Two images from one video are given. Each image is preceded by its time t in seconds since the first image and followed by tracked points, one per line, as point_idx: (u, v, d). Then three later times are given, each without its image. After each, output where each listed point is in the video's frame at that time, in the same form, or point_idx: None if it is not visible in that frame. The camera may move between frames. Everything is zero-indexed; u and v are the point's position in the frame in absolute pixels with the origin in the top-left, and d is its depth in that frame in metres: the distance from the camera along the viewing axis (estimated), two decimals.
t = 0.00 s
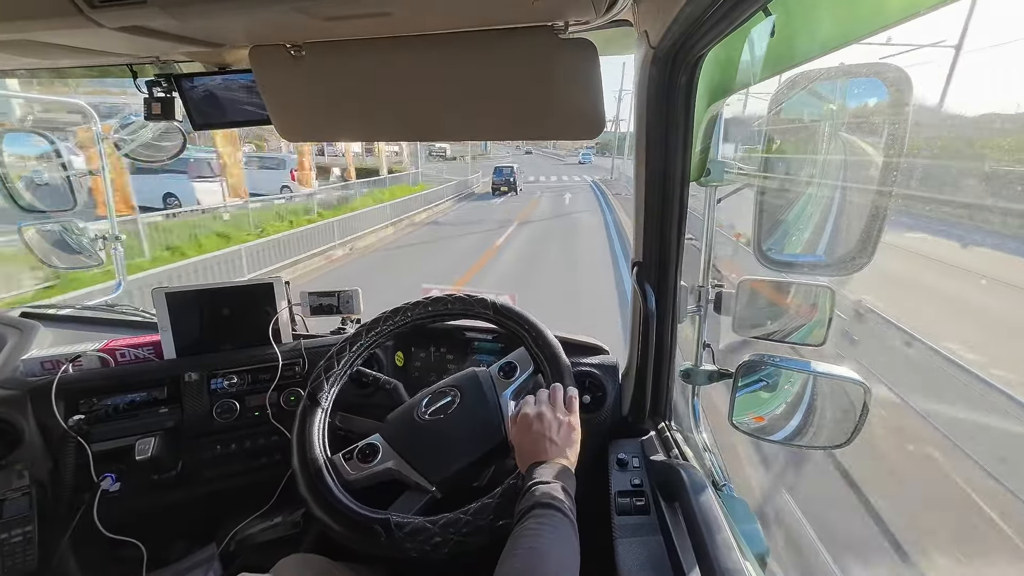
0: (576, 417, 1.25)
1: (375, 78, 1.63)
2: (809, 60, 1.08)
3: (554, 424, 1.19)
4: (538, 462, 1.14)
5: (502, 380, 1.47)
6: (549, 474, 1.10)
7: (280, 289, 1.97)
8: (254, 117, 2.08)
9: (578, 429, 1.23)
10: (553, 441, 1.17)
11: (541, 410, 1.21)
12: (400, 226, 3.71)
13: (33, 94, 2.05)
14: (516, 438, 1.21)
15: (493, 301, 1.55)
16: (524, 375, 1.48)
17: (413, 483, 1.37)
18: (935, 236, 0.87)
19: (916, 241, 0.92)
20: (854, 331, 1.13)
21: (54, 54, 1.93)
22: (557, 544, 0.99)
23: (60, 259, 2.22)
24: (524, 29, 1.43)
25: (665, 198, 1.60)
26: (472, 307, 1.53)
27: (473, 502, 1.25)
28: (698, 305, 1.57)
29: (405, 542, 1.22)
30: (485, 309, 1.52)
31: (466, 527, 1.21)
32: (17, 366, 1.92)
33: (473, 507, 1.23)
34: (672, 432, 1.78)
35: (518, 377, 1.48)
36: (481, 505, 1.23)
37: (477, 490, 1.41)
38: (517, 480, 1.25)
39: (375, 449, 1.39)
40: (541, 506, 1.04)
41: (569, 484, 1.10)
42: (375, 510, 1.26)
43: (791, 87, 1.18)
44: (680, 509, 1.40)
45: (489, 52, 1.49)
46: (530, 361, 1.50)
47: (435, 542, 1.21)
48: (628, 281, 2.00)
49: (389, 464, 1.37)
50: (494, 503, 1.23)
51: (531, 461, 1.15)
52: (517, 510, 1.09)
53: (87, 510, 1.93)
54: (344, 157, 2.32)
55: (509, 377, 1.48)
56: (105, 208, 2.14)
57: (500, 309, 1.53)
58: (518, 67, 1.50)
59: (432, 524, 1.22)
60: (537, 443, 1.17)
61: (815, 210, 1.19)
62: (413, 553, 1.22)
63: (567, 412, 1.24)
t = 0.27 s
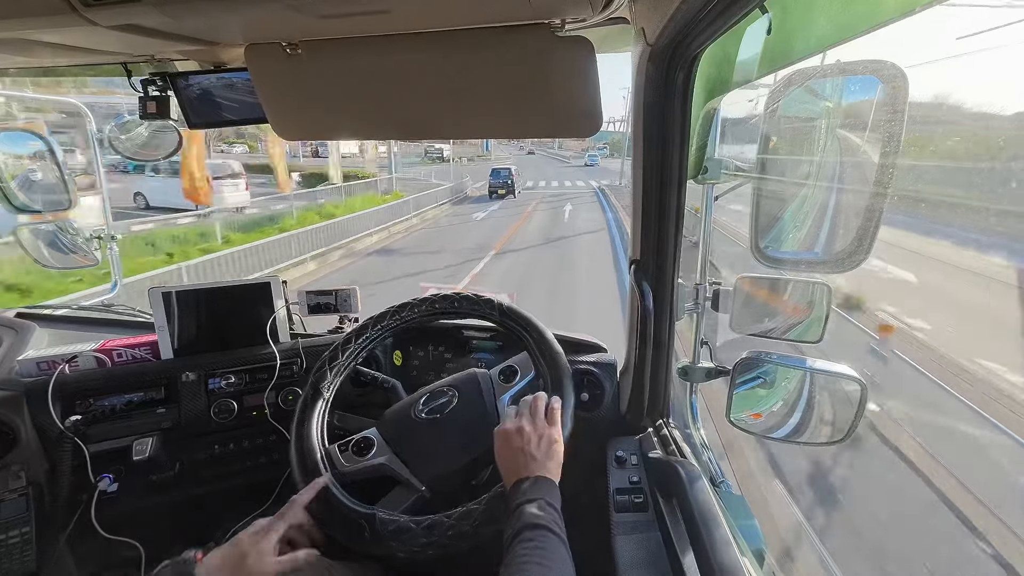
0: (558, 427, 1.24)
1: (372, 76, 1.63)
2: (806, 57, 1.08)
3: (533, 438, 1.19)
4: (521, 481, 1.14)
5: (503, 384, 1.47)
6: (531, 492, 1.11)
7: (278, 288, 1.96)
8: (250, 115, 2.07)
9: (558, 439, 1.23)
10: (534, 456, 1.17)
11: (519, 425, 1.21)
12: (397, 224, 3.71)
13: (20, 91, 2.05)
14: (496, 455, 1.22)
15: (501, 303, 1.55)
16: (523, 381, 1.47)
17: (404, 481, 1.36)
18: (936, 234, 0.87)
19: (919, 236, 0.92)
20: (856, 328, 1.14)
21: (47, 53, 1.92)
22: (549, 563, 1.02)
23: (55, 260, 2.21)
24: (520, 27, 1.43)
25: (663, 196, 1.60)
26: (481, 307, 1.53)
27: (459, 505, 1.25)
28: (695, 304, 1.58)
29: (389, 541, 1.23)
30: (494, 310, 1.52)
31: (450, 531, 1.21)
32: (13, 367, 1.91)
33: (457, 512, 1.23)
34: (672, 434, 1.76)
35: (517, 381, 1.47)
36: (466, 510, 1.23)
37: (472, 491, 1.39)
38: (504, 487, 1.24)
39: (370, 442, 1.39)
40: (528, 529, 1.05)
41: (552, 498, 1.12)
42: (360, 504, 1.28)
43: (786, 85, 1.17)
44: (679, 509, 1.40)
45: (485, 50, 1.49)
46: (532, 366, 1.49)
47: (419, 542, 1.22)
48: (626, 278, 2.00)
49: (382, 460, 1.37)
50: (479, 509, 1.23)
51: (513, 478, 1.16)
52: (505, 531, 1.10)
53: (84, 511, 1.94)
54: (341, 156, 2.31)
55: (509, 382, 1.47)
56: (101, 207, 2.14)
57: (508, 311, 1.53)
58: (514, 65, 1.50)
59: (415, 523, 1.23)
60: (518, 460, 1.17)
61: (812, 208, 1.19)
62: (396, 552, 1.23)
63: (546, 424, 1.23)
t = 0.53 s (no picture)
0: (530, 449, 1.23)
1: (370, 75, 1.62)
2: (804, 57, 1.08)
3: (506, 460, 1.19)
4: (492, 510, 1.13)
5: (501, 402, 1.44)
6: (504, 518, 1.11)
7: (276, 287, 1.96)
8: (248, 114, 2.06)
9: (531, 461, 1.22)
10: (505, 482, 1.16)
11: (491, 447, 1.20)
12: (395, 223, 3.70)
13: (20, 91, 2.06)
14: (467, 476, 1.21)
15: (522, 315, 1.52)
16: (524, 402, 1.44)
17: (384, 474, 1.40)
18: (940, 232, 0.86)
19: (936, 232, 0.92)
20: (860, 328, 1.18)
21: (43, 51, 1.91)
22: None
23: (51, 259, 2.19)
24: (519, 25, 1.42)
25: (661, 196, 1.60)
26: (503, 316, 1.50)
27: (423, 515, 1.23)
28: (694, 304, 1.56)
29: (352, 536, 1.25)
30: (513, 322, 1.49)
31: (408, 538, 1.20)
32: (9, 366, 1.90)
33: (417, 520, 1.22)
34: (670, 433, 1.74)
35: (518, 401, 1.44)
36: (428, 522, 1.21)
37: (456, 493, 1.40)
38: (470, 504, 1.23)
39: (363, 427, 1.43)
40: (505, 563, 1.03)
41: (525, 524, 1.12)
42: (336, 487, 1.31)
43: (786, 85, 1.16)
44: (676, 509, 1.40)
45: (484, 49, 1.49)
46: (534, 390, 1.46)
47: (378, 544, 1.22)
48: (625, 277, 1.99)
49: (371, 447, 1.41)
50: (441, 523, 1.20)
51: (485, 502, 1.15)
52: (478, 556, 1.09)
53: (80, 511, 1.93)
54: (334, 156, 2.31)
55: (509, 401, 1.44)
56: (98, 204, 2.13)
57: (527, 324, 1.49)
58: (513, 64, 1.50)
59: (376, 522, 1.23)
60: (490, 483, 1.17)
61: (809, 206, 1.19)
62: (361, 549, 1.24)
63: (518, 445, 1.23)
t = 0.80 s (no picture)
0: (516, 463, 1.25)
1: (371, 77, 1.63)
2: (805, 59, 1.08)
3: (493, 474, 1.19)
4: (479, 521, 1.13)
5: (502, 410, 1.43)
6: (491, 533, 1.11)
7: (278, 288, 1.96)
8: (251, 116, 2.07)
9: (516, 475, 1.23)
10: (493, 493, 1.17)
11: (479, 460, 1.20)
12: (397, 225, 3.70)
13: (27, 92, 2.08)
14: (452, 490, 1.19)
15: (531, 321, 1.51)
16: (525, 412, 1.43)
17: (378, 469, 1.40)
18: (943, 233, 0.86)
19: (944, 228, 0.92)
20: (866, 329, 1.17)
21: (47, 54, 1.92)
22: None
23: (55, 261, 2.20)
24: (521, 28, 1.42)
25: (663, 197, 1.60)
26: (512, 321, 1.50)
27: (407, 518, 1.24)
28: (696, 304, 1.55)
29: (336, 526, 1.26)
30: (521, 328, 1.49)
31: (390, 540, 1.21)
32: (14, 368, 1.91)
33: (401, 523, 1.22)
34: (672, 435, 1.73)
35: (519, 411, 1.43)
36: (411, 526, 1.22)
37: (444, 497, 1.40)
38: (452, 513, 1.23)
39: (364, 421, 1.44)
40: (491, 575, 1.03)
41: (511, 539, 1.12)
42: (331, 479, 1.32)
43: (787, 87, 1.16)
44: (679, 510, 1.40)
45: (485, 51, 1.49)
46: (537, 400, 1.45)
47: (362, 541, 1.23)
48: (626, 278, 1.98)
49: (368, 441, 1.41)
50: (425, 529, 1.20)
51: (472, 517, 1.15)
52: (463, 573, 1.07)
53: (83, 512, 1.94)
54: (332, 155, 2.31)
55: (510, 411, 1.43)
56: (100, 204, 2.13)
57: (535, 332, 1.49)
58: (514, 66, 1.50)
59: (363, 520, 1.24)
60: (477, 498, 1.16)
61: (811, 207, 1.19)
62: (346, 544, 1.25)
63: (503, 459, 1.23)
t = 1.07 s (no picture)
0: (525, 456, 1.23)
1: (375, 78, 1.63)
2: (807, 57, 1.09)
3: (507, 469, 1.18)
4: (495, 519, 1.13)
5: (507, 407, 1.44)
6: (507, 530, 1.11)
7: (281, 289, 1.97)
8: (255, 118, 2.08)
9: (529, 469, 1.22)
10: (507, 490, 1.16)
11: (492, 455, 1.19)
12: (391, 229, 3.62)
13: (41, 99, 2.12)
14: (465, 485, 1.19)
15: (529, 318, 1.52)
16: (528, 408, 1.44)
17: (387, 473, 1.41)
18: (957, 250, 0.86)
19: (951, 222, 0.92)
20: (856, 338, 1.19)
21: (55, 57, 1.93)
22: None
23: (63, 263, 2.23)
24: (524, 29, 1.43)
25: (667, 197, 1.60)
26: (508, 318, 1.51)
27: (420, 518, 1.24)
28: (700, 304, 1.52)
29: (349, 532, 1.27)
30: (520, 325, 1.49)
31: (404, 541, 1.21)
32: (21, 369, 1.93)
33: (414, 522, 1.23)
34: (676, 436, 1.73)
35: (522, 407, 1.44)
36: (425, 525, 1.22)
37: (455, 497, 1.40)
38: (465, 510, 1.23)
39: (367, 425, 1.44)
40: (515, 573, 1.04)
41: (527, 535, 1.12)
42: (339, 485, 1.33)
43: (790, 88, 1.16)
44: (683, 512, 1.40)
45: (488, 52, 1.49)
46: (541, 396, 1.46)
47: (375, 543, 1.23)
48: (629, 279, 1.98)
49: (374, 446, 1.42)
50: (438, 527, 1.21)
51: (487, 513, 1.15)
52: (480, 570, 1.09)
53: (89, 513, 1.95)
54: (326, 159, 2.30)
55: (513, 407, 1.44)
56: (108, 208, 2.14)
57: (536, 329, 1.49)
58: (517, 67, 1.50)
59: (375, 522, 1.24)
60: (490, 493, 1.16)
61: (816, 207, 1.19)
62: (359, 548, 1.26)
63: (514, 453, 1.22)
